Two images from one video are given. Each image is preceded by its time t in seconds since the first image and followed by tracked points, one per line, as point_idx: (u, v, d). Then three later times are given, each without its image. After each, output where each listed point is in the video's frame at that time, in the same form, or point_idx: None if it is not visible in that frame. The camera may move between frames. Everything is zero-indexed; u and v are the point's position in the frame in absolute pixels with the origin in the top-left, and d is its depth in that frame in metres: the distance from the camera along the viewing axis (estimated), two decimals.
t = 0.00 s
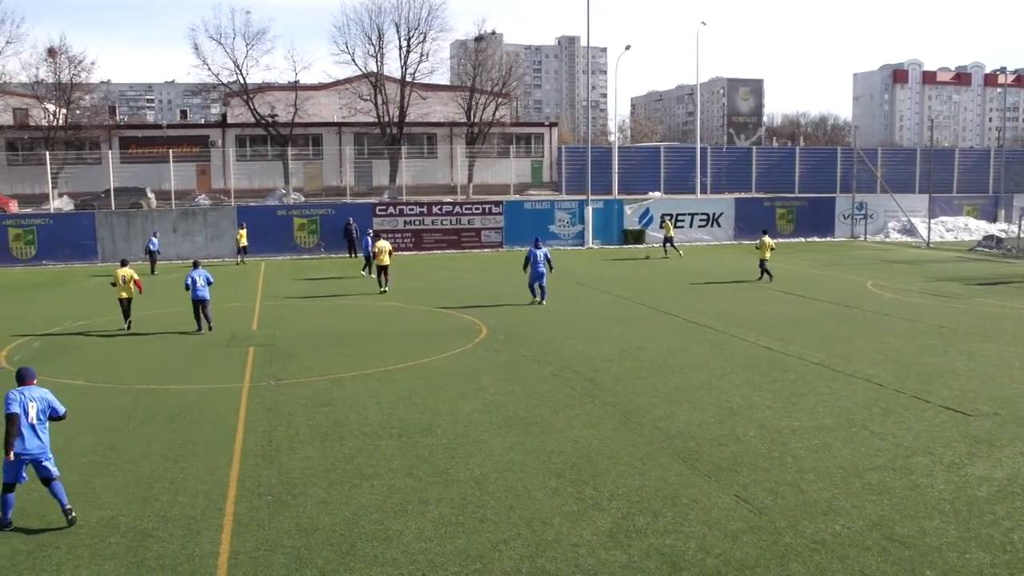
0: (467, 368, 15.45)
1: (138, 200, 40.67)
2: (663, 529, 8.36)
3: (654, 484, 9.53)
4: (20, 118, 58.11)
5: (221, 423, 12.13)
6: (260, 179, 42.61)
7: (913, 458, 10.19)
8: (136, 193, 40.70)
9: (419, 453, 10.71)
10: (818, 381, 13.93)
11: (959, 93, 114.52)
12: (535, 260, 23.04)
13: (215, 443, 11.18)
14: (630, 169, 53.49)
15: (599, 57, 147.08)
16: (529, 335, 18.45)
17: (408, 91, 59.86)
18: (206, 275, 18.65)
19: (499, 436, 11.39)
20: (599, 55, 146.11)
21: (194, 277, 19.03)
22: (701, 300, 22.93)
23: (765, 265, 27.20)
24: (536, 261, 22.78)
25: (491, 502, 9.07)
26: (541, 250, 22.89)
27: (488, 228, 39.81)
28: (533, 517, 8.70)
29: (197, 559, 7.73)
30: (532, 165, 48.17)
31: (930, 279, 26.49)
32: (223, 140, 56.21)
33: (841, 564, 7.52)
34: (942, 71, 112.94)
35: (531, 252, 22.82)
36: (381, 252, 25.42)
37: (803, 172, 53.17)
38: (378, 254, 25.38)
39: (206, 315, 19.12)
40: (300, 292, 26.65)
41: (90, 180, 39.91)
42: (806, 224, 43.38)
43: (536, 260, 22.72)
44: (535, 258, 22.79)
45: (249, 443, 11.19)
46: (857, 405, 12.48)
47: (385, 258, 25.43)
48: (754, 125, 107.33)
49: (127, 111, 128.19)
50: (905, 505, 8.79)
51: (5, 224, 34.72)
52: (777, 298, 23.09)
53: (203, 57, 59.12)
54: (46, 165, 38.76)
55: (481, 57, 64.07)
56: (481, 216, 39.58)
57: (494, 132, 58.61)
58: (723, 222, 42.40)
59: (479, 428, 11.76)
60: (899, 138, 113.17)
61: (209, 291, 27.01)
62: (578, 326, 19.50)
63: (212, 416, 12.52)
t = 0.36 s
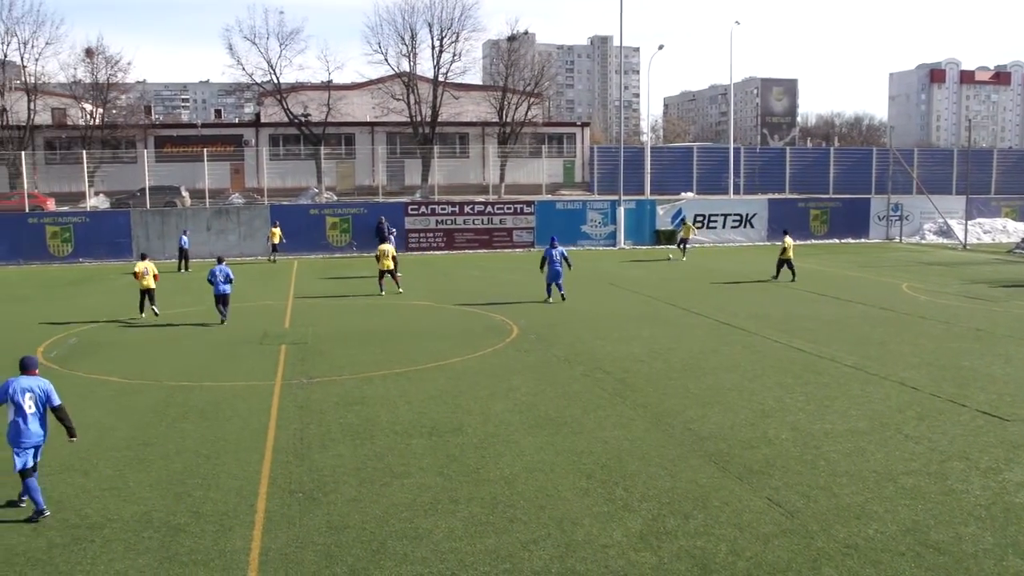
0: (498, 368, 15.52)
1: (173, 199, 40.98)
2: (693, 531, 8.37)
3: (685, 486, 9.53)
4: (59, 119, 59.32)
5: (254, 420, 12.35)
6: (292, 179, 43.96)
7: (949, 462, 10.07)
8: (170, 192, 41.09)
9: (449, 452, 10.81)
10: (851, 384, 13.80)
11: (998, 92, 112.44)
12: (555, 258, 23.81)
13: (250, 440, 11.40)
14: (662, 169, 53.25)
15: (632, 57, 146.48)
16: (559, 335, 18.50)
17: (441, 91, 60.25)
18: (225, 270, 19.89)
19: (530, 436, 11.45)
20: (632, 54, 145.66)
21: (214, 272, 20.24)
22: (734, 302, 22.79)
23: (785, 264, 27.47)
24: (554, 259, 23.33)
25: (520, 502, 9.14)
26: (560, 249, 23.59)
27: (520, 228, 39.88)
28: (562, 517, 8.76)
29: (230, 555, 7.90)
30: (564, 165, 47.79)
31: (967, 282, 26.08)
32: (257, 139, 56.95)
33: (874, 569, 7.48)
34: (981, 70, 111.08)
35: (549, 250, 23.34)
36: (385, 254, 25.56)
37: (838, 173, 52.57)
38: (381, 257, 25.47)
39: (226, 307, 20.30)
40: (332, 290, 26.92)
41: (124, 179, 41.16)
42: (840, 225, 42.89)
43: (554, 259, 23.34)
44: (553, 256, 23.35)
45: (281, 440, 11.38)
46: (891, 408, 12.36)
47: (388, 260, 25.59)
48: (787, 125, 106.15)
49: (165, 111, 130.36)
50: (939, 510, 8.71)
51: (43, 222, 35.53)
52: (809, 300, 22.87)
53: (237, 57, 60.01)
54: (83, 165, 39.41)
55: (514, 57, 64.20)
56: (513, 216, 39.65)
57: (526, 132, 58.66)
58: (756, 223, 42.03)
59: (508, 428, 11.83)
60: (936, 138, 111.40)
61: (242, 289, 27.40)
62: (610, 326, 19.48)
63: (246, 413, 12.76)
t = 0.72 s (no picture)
0: (515, 369, 15.56)
1: (193, 199, 41.67)
2: (711, 534, 8.37)
3: (701, 488, 9.53)
4: (81, 119, 60.01)
5: (273, 419, 12.47)
6: (313, 178, 43.25)
7: (969, 466, 10.00)
8: (191, 192, 41.73)
9: (466, 453, 10.86)
10: (871, 387, 13.72)
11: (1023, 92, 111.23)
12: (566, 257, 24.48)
13: (269, 439, 11.53)
14: (681, 170, 53.10)
15: (652, 57, 146.20)
16: (577, 336, 18.53)
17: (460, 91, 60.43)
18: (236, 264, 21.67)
19: (547, 437, 11.48)
20: (651, 55, 145.44)
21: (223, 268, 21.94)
22: (752, 303, 22.70)
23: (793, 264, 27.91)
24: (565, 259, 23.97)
25: (537, 503, 9.18)
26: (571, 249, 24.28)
27: (538, 229, 39.92)
28: (579, 518, 8.79)
29: (248, 554, 7.99)
30: (581, 166, 47.21)
31: (989, 284, 25.85)
32: (277, 140, 57.37)
33: (893, 573, 7.45)
34: (1005, 70, 109.89)
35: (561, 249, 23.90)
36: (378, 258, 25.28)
37: (859, 174, 52.20)
38: (375, 259, 25.23)
39: (236, 303, 21.74)
40: (351, 290, 27.08)
41: (146, 179, 40.91)
42: (861, 227, 42.59)
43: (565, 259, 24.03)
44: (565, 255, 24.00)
45: (300, 439, 11.48)
46: (911, 411, 12.27)
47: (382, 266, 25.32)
48: (808, 126, 105.35)
49: (186, 112, 131.63)
50: (959, 514, 8.65)
51: (65, 222, 36.01)
52: (829, 301, 22.74)
53: (257, 58, 60.47)
54: (105, 165, 39.86)
55: (533, 57, 64.29)
56: (531, 216, 39.67)
57: (545, 133, 58.65)
58: (776, 225, 41.82)
59: (525, 429, 11.87)
60: (958, 139, 110.29)
61: (261, 290, 27.62)
62: (628, 327, 19.47)
63: (266, 412, 12.89)
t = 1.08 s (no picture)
0: (515, 369, 15.55)
1: (193, 199, 41.77)
2: (711, 534, 8.36)
3: (701, 488, 9.52)
4: (81, 120, 60.01)
5: (272, 420, 12.46)
6: (312, 178, 43.37)
7: (970, 466, 9.99)
8: (191, 192, 41.71)
9: (466, 453, 10.86)
10: (871, 387, 13.71)
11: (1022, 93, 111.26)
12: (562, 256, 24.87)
13: (268, 439, 11.53)
14: (681, 171, 53.11)
15: (651, 58, 146.31)
16: (577, 336, 18.53)
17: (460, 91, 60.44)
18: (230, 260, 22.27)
19: (547, 438, 11.48)
20: (651, 55, 145.55)
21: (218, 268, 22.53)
22: (752, 303, 22.71)
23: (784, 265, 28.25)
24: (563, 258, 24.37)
25: (536, 504, 9.17)
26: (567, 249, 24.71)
27: (538, 229, 39.94)
28: (578, 518, 8.79)
29: (247, 554, 7.99)
30: (581, 166, 47.23)
31: (989, 284, 25.86)
32: (277, 140, 57.38)
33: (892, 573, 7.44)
34: (1005, 71, 109.91)
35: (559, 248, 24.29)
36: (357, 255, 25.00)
37: (858, 174, 52.25)
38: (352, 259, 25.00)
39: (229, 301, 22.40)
40: (350, 290, 27.08)
41: (146, 179, 40.92)
42: (860, 227, 42.60)
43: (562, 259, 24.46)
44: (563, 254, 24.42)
45: (300, 440, 11.48)
46: (912, 412, 12.26)
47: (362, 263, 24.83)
48: (808, 126, 105.41)
49: (186, 111, 131.64)
50: (959, 515, 8.64)
51: (64, 222, 36.00)
52: (828, 302, 22.75)
53: (257, 58, 60.46)
54: (104, 165, 39.85)
55: (533, 58, 64.30)
56: (531, 216, 39.67)
57: (546, 133, 58.65)
58: (775, 225, 41.82)
59: (525, 429, 11.87)
60: (958, 139, 110.24)
61: (261, 290, 27.62)
62: (628, 327, 19.47)
63: (265, 412, 12.88)
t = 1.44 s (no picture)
0: (514, 371, 15.55)
1: (193, 201, 41.69)
2: (710, 535, 8.37)
3: (701, 490, 9.53)
4: (81, 122, 60.04)
5: (272, 421, 12.47)
6: (312, 180, 43.41)
7: (970, 468, 9.99)
8: (190, 194, 41.66)
9: (466, 455, 10.85)
10: (871, 389, 13.72)
11: (1021, 94, 111.32)
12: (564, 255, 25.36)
13: (266, 440, 11.58)
14: (681, 172, 53.12)
15: (651, 59, 146.46)
16: (577, 338, 18.53)
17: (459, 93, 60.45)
18: (230, 264, 22.49)
19: (547, 439, 11.49)
20: (651, 57, 145.76)
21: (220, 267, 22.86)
22: (751, 305, 22.71)
23: (783, 265, 28.58)
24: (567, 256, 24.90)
25: (536, 506, 9.17)
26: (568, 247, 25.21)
27: (538, 231, 39.96)
28: (578, 520, 8.78)
29: (247, 555, 7.99)
30: (580, 168, 47.05)
31: (989, 286, 25.89)
32: (277, 142, 57.38)
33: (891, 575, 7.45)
34: (1005, 73, 110.02)
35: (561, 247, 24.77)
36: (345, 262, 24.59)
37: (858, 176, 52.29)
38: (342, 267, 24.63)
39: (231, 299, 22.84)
40: (350, 292, 27.08)
41: (146, 181, 40.91)
42: (860, 229, 42.64)
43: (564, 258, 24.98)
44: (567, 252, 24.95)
45: (300, 441, 11.49)
46: (912, 413, 12.26)
47: (349, 267, 24.21)
48: (807, 127, 105.50)
49: (186, 114, 131.62)
50: (958, 517, 8.63)
51: (64, 224, 36.04)
52: (828, 304, 22.76)
53: (257, 60, 60.44)
54: (104, 167, 39.87)
55: (533, 59, 64.35)
56: (531, 218, 39.68)
57: (545, 135, 58.64)
58: (775, 226, 41.83)
59: (525, 431, 11.87)
60: (958, 142, 110.25)
61: (260, 291, 27.63)
62: (627, 329, 19.46)
63: (264, 414, 12.89)
